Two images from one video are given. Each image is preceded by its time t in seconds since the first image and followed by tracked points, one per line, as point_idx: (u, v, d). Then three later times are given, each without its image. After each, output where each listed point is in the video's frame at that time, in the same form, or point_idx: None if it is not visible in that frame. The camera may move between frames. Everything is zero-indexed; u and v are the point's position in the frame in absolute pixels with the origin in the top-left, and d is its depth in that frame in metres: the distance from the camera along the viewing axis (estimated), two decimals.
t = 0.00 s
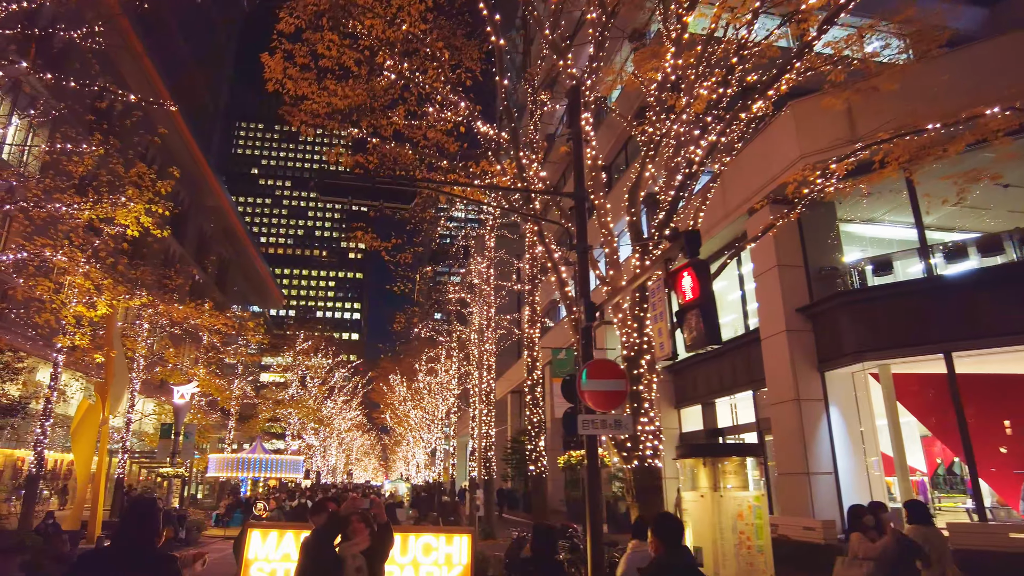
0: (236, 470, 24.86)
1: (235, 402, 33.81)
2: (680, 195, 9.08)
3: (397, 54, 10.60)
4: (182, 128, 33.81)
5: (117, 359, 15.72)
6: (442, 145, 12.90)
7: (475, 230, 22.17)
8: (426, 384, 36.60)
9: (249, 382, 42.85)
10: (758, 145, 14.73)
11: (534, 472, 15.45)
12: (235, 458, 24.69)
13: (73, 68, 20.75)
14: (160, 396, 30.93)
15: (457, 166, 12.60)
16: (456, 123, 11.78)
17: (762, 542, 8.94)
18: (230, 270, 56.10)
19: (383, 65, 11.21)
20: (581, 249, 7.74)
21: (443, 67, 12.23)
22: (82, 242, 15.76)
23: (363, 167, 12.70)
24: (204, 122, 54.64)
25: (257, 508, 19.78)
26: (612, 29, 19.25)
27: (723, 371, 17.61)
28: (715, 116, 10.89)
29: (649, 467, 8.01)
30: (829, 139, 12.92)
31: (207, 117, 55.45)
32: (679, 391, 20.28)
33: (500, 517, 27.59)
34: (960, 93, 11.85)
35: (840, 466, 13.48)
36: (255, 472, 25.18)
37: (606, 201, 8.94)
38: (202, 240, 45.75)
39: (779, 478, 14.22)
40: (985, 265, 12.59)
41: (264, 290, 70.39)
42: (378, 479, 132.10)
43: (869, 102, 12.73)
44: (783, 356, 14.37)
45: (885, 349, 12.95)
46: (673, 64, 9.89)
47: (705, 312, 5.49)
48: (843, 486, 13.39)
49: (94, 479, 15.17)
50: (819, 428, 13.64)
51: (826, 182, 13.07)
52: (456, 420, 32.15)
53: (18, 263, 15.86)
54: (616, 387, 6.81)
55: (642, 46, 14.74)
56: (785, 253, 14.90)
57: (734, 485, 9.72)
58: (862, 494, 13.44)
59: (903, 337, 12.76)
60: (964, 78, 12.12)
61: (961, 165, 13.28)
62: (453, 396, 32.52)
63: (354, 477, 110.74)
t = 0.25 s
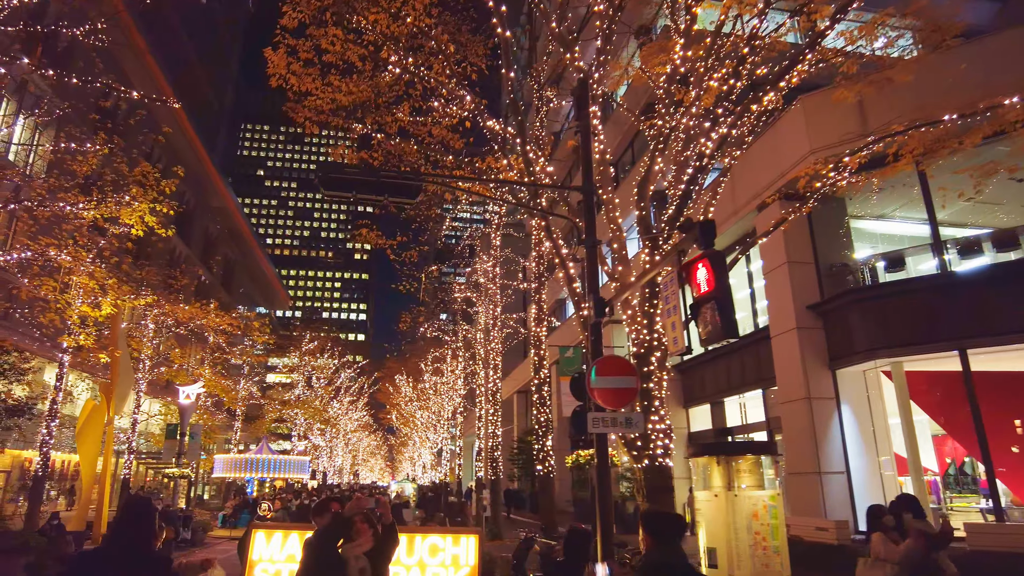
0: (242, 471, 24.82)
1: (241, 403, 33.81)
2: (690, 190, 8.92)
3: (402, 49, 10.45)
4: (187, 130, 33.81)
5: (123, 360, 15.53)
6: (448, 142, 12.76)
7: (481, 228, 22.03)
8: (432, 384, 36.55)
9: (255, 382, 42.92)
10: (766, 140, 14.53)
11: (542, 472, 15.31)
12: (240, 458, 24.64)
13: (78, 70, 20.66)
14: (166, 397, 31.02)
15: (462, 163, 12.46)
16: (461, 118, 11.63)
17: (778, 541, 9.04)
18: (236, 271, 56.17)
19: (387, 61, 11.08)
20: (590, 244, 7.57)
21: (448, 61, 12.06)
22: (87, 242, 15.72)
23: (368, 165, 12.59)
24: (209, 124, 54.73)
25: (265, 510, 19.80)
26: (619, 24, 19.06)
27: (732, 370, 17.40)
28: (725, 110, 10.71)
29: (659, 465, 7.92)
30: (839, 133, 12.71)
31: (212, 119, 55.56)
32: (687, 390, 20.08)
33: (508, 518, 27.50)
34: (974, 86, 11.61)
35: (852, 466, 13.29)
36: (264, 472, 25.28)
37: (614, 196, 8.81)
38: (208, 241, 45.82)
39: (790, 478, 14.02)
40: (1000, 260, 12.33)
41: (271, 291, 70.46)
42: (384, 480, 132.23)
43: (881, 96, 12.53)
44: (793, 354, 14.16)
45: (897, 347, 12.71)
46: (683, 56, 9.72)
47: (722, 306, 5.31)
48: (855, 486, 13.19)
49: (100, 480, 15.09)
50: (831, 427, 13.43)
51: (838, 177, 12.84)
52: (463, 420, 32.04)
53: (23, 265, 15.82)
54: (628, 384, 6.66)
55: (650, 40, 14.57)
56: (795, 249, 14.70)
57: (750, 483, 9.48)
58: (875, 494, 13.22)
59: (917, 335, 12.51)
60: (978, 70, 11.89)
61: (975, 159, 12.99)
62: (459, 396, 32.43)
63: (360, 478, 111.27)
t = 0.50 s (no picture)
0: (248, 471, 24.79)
1: (247, 403, 33.82)
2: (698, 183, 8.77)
3: (405, 42, 10.34)
4: (192, 131, 33.88)
5: (126, 360, 15.41)
6: (452, 138, 12.63)
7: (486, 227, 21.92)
8: (438, 384, 36.48)
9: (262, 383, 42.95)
10: (774, 133, 14.31)
11: (548, 471, 15.17)
12: (246, 459, 24.59)
13: (82, 71, 20.68)
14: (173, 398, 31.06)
15: (466, 159, 12.33)
16: (464, 114, 11.50)
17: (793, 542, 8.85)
18: (242, 272, 56.28)
19: (389, 55, 10.96)
20: (596, 237, 7.44)
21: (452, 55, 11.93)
22: (91, 242, 15.67)
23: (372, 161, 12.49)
24: (214, 126, 54.86)
25: (271, 510, 19.73)
26: (624, 20, 18.92)
27: (741, 368, 17.20)
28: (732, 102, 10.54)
29: (668, 463, 7.77)
30: (849, 126, 12.52)
31: (218, 121, 55.70)
32: (696, 389, 19.89)
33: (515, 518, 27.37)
34: (988, 75, 11.39)
35: (863, 464, 13.08)
36: (273, 473, 25.27)
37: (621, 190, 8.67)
38: (214, 242, 45.91)
39: (801, 477, 13.82)
40: (1015, 254, 12.09)
41: (277, 292, 70.61)
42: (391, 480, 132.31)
43: (891, 88, 12.34)
44: (803, 351, 13.96)
45: (909, 343, 12.48)
46: (689, 47, 9.56)
47: (734, 295, 5.17)
48: (867, 485, 12.99)
49: (105, 481, 15.02)
50: (842, 424, 13.23)
51: (847, 170, 12.63)
52: (469, 420, 31.93)
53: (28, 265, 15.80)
54: (636, 380, 6.51)
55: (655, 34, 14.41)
56: (804, 244, 14.49)
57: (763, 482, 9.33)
58: (887, 493, 13.00)
59: (929, 331, 12.29)
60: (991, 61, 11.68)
61: (988, 150, 12.75)
62: (465, 396, 32.32)
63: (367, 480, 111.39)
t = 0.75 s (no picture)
0: (255, 473, 24.75)
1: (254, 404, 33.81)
2: (707, 178, 8.60)
3: (408, 38, 10.20)
4: (198, 133, 33.91)
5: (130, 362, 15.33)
6: (456, 135, 12.49)
7: (491, 226, 21.78)
8: (445, 385, 36.39)
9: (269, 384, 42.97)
10: (783, 129, 14.12)
11: (556, 472, 15.00)
12: (252, 460, 24.51)
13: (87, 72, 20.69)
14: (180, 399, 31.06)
15: (471, 157, 12.22)
16: (468, 111, 11.38)
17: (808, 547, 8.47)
18: (249, 274, 56.38)
19: (392, 52, 10.83)
20: (604, 233, 7.28)
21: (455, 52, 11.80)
22: (96, 243, 15.62)
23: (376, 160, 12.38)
24: (220, 128, 55.00)
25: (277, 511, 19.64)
26: (631, 16, 18.74)
27: (750, 367, 17.00)
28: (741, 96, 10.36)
29: (678, 463, 7.62)
30: (860, 121, 12.32)
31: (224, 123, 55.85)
32: (704, 388, 19.70)
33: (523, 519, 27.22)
34: (1002, 65, 11.14)
35: (876, 464, 12.86)
36: (280, 474, 25.22)
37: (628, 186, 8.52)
38: (221, 244, 46.01)
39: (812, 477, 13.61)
40: None
41: (284, 293, 70.66)
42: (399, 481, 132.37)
43: (902, 82, 12.13)
44: (814, 349, 13.75)
45: (923, 340, 12.25)
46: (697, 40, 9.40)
47: (749, 290, 4.98)
48: (880, 485, 12.76)
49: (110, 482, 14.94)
50: (854, 423, 13.01)
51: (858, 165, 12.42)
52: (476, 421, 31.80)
53: (33, 266, 15.75)
54: (645, 379, 6.35)
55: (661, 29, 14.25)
56: (814, 241, 14.28)
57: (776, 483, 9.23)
58: (901, 494, 12.78)
59: (943, 328, 12.06)
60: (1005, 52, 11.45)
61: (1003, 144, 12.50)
62: (472, 396, 32.20)
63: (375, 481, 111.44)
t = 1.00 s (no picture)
0: (260, 473, 24.67)
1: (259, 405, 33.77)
2: (716, 173, 8.45)
3: (411, 34, 10.07)
4: (203, 133, 33.86)
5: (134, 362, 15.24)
6: (461, 132, 12.37)
7: (497, 225, 21.66)
8: (450, 385, 36.27)
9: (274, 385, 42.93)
10: (791, 125, 13.94)
11: (562, 472, 14.85)
12: (256, 461, 24.42)
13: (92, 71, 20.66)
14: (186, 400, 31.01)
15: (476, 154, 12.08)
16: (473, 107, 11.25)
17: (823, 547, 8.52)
18: (254, 275, 56.41)
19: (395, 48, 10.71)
20: (611, 229, 7.14)
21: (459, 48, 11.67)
22: (99, 243, 15.55)
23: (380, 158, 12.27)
24: (225, 129, 55.02)
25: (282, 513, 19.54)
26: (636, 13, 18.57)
27: (758, 366, 16.81)
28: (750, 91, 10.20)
29: (688, 463, 7.47)
30: (869, 116, 12.14)
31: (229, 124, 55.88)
32: (712, 388, 19.52)
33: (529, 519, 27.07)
34: (1017, 57, 10.92)
35: (887, 464, 12.66)
36: (286, 474, 25.14)
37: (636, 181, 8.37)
38: (226, 244, 46.05)
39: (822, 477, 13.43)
40: None
41: (289, 294, 70.73)
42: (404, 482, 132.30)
43: (913, 76, 11.95)
44: (823, 348, 13.57)
45: (935, 339, 12.06)
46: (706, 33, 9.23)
47: (763, 285, 4.83)
48: (892, 485, 12.57)
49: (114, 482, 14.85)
50: (864, 422, 12.82)
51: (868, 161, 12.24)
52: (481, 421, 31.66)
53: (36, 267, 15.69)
54: (654, 378, 6.22)
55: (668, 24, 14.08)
56: (823, 238, 14.08)
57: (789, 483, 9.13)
58: (913, 494, 12.58)
59: (956, 326, 11.85)
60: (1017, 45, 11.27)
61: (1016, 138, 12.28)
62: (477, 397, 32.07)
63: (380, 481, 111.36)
